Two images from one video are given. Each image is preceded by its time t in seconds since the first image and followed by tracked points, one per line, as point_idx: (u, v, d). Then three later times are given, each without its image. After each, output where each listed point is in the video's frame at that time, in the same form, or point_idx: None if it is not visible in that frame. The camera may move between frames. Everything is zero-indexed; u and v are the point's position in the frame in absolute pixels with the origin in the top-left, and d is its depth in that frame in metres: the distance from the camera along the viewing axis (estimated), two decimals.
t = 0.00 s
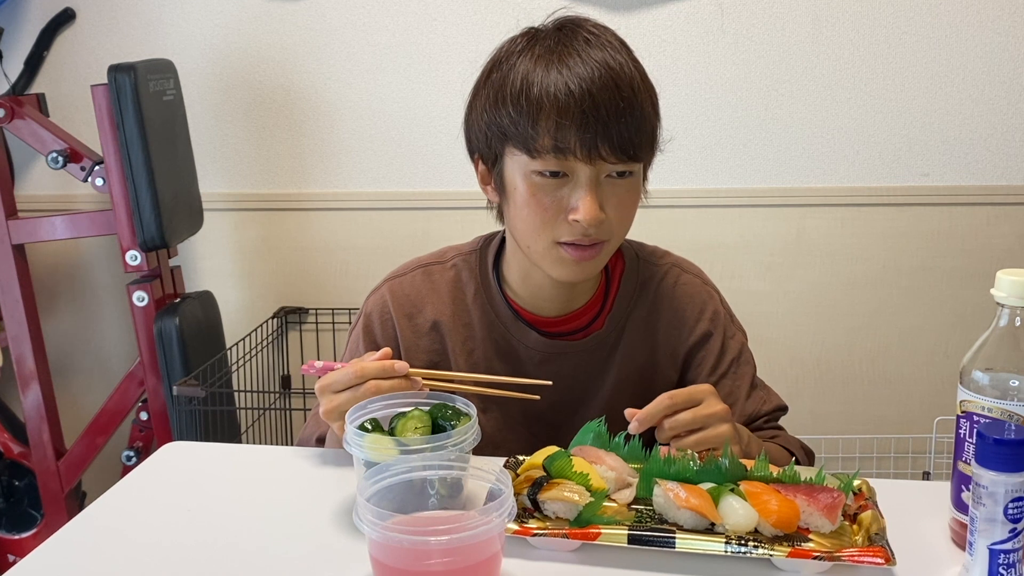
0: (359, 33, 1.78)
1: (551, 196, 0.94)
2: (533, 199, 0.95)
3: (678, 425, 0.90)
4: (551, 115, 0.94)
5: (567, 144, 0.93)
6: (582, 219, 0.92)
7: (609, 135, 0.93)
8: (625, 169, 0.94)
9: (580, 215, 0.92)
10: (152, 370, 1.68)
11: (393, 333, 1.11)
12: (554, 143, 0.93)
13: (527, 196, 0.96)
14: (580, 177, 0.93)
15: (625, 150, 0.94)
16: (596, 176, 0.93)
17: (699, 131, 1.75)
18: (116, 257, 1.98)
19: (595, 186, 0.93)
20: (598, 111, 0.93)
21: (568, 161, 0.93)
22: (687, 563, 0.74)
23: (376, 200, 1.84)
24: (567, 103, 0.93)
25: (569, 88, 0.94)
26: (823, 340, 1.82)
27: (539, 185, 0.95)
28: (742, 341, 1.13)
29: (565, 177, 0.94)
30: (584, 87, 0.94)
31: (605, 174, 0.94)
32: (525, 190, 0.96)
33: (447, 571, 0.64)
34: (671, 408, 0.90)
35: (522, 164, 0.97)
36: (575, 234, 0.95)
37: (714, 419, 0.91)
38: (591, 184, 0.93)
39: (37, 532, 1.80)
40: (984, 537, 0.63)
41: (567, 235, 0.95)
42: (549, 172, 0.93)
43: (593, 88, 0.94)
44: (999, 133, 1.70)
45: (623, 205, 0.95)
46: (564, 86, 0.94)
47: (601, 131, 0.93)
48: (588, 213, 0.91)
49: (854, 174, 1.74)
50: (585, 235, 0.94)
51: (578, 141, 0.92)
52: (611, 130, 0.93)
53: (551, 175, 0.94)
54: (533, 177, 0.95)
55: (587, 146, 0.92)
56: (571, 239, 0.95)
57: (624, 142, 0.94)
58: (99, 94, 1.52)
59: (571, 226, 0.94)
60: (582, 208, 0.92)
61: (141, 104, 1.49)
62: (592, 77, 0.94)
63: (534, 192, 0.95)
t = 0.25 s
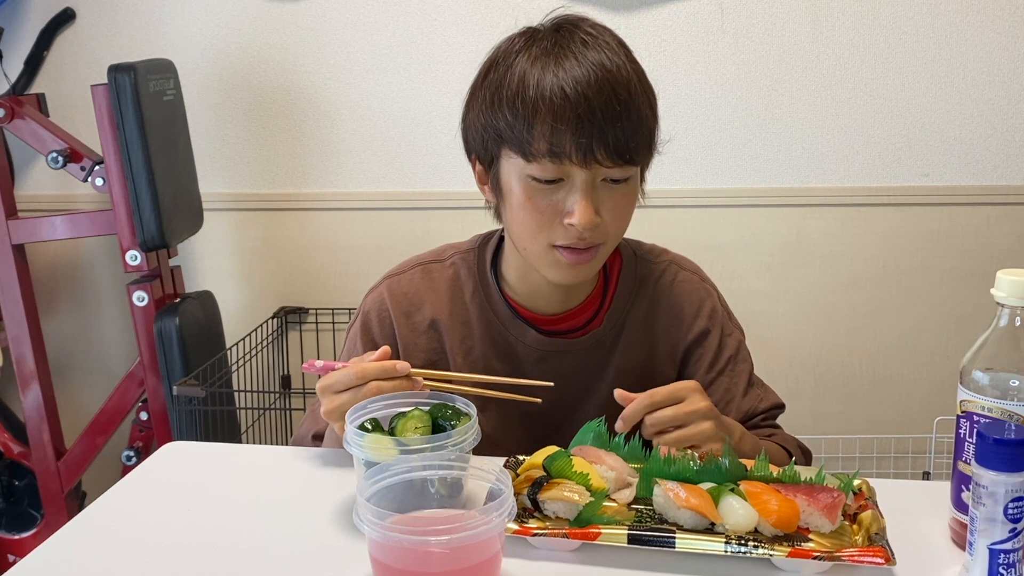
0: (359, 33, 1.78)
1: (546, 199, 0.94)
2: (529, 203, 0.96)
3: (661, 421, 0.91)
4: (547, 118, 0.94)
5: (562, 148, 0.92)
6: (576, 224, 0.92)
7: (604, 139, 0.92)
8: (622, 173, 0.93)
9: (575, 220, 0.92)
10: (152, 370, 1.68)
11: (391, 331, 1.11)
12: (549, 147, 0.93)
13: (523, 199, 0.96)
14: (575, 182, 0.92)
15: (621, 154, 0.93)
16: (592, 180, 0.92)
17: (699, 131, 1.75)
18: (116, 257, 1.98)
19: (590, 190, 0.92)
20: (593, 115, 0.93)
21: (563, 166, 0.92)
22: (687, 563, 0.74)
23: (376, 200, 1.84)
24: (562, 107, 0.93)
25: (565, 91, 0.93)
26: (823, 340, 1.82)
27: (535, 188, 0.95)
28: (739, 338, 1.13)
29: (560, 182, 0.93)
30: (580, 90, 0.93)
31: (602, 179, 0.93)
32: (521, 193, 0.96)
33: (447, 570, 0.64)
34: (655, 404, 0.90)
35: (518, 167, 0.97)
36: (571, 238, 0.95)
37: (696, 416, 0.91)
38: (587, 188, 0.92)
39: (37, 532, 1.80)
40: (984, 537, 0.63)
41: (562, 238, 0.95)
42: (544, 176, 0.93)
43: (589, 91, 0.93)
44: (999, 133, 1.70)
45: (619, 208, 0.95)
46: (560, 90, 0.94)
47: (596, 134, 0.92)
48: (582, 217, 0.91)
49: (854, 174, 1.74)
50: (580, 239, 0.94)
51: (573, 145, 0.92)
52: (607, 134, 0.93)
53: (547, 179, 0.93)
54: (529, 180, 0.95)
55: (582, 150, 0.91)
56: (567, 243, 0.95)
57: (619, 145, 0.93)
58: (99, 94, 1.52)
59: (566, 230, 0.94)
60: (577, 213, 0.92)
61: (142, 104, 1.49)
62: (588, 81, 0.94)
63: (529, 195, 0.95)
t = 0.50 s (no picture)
0: (359, 34, 1.78)
1: (540, 203, 0.95)
2: (523, 206, 0.96)
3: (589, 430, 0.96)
4: (539, 122, 0.93)
5: (555, 152, 0.92)
6: (569, 229, 0.92)
7: (598, 144, 0.92)
8: (616, 178, 0.94)
9: (568, 225, 0.92)
10: (152, 370, 1.68)
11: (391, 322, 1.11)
12: (541, 152, 0.93)
13: (518, 203, 0.96)
14: (568, 186, 0.93)
15: (615, 158, 0.93)
16: (586, 185, 0.93)
17: (699, 131, 1.75)
18: (116, 257, 1.98)
19: (584, 195, 0.93)
20: (586, 119, 0.92)
21: (557, 171, 0.92)
22: (687, 563, 0.74)
23: (376, 200, 1.84)
24: (555, 110, 0.93)
25: (558, 95, 0.93)
26: (823, 340, 1.83)
27: (528, 192, 0.95)
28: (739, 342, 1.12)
29: (554, 186, 0.93)
30: (573, 94, 0.93)
31: (595, 183, 0.93)
32: (515, 197, 0.97)
33: (447, 570, 0.64)
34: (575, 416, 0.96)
35: (512, 171, 0.97)
36: (565, 242, 0.95)
37: (615, 420, 0.95)
38: (580, 193, 0.93)
39: (37, 532, 1.80)
40: (984, 537, 0.63)
41: (556, 242, 0.96)
42: (538, 181, 0.93)
43: (582, 95, 0.93)
44: (999, 133, 1.70)
45: (614, 213, 0.95)
46: (553, 93, 0.93)
47: (589, 138, 0.92)
48: (575, 223, 0.91)
49: (854, 174, 1.74)
50: (574, 244, 0.94)
51: (566, 149, 0.92)
52: (601, 138, 0.93)
53: (540, 183, 0.93)
54: (522, 184, 0.95)
55: (575, 155, 0.91)
56: (561, 246, 0.96)
57: (613, 150, 0.93)
58: (99, 94, 1.52)
59: (560, 234, 0.95)
60: (570, 218, 0.92)
61: (142, 104, 1.49)
62: (582, 84, 0.93)
63: (524, 199, 0.96)
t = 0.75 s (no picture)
0: (359, 34, 1.78)
1: (542, 206, 0.95)
2: (525, 208, 0.96)
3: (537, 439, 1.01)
4: (542, 125, 0.93)
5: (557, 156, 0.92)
6: (570, 233, 0.92)
7: (601, 148, 0.91)
8: (618, 182, 0.93)
9: (569, 229, 0.92)
10: (152, 370, 1.68)
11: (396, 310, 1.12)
12: (543, 155, 0.92)
13: (520, 204, 0.96)
14: (570, 189, 0.93)
15: (617, 163, 0.92)
16: (588, 188, 0.92)
17: (699, 131, 1.75)
18: (116, 257, 1.98)
19: (585, 199, 0.92)
20: (590, 123, 0.92)
21: (558, 174, 0.92)
22: (687, 563, 0.74)
23: (376, 200, 1.84)
24: (557, 114, 0.92)
25: (562, 98, 0.93)
26: (823, 339, 1.83)
27: (531, 195, 0.95)
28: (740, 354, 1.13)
29: (555, 189, 0.93)
30: (577, 97, 0.92)
31: (598, 186, 0.93)
32: (518, 198, 0.97)
33: (447, 570, 0.64)
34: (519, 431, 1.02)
35: (515, 173, 0.96)
36: (566, 245, 0.96)
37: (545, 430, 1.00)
38: (582, 197, 0.92)
39: (37, 532, 1.80)
40: (984, 537, 0.63)
41: (557, 245, 0.96)
42: (540, 184, 0.93)
43: (586, 98, 0.92)
44: (999, 133, 1.70)
45: (616, 217, 0.95)
46: (556, 96, 0.93)
47: (591, 143, 0.91)
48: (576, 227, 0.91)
49: (854, 174, 1.74)
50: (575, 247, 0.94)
51: (568, 153, 0.91)
52: (604, 142, 0.92)
53: (543, 186, 0.93)
54: (524, 186, 0.95)
55: (576, 159, 0.91)
56: (562, 249, 0.96)
57: (615, 154, 0.92)
58: (99, 94, 1.52)
59: (561, 237, 0.95)
60: (571, 221, 0.92)
61: (142, 104, 1.49)
62: (586, 87, 0.92)
63: (526, 201, 0.96)
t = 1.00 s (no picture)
0: (359, 34, 1.78)
1: (553, 201, 0.94)
2: (536, 204, 0.96)
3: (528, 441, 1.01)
4: (554, 120, 0.93)
5: (569, 151, 0.92)
6: (582, 228, 0.92)
7: (612, 143, 0.92)
8: (630, 177, 0.93)
9: (580, 224, 0.92)
10: (152, 370, 1.68)
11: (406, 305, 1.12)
12: (554, 150, 0.92)
13: (531, 200, 0.96)
14: (582, 185, 0.92)
15: (629, 158, 0.92)
16: (599, 184, 0.92)
17: (699, 131, 1.75)
18: (116, 257, 1.98)
19: (597, 194, 0.92)
20: (602, 118, 0.92)
21: (570, 169, 0.92)
22: (687, 563, 0.74)
23: (376, 200, 1.84)
24: (569, 108, 0.92)
25: (573, 93, 0.93)
26: (823, 339, 1.82)
27: (542, 190, 0.95)
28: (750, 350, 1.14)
29: (567, 184, 0.93)
30: (588, 92, 0.92)
31: (609, 182, 0.93)
32: (529, 194, 0.96)
33: (447, 571, 0.64)
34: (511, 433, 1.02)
35: (526, 168, 0.96)
36: (577, 240, 0.95)
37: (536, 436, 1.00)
38: (594, 192, 0.92)
39: (37, 532, 1.80)
40: (984, 537, 0.63)
41: (568, 241, 0.96)
42: (551, 179, 0.93)
43: (597, 93, 0.92)
44: (999, 133, 1.70)
45: (627, 213, 0.95)
46: (568, 91, 0.93)
47: (603, 137, 0.91)
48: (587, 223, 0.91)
49: (854, 174, 1.74)
50: (586, 243, 0.94)
51: (580, 147, 0.91)
52: (616, 137, 0.92)
53: (554, 181, 0.93)
54: (535, 182, 0.95)
55: (588, 154, 0.91)
56: (572, 244, 0.96)
57: (627, 149, 0.92)
58: (99, 94, 1.51)
59: (572, 232, 0.95)
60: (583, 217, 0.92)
61: (142, 104, 1.49)
62: (598, 82, 0.93)
63: (537, 197, 0.95)
